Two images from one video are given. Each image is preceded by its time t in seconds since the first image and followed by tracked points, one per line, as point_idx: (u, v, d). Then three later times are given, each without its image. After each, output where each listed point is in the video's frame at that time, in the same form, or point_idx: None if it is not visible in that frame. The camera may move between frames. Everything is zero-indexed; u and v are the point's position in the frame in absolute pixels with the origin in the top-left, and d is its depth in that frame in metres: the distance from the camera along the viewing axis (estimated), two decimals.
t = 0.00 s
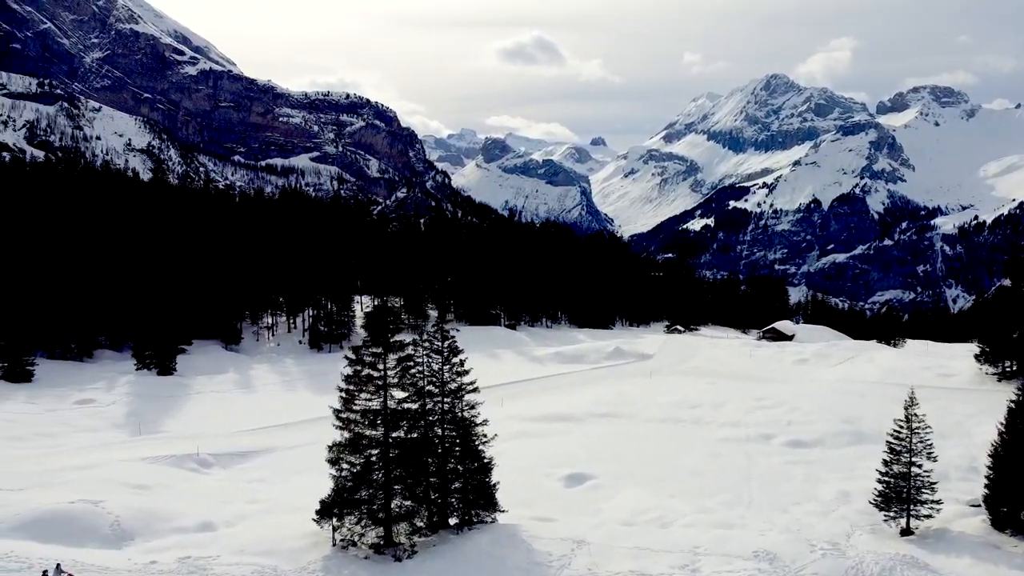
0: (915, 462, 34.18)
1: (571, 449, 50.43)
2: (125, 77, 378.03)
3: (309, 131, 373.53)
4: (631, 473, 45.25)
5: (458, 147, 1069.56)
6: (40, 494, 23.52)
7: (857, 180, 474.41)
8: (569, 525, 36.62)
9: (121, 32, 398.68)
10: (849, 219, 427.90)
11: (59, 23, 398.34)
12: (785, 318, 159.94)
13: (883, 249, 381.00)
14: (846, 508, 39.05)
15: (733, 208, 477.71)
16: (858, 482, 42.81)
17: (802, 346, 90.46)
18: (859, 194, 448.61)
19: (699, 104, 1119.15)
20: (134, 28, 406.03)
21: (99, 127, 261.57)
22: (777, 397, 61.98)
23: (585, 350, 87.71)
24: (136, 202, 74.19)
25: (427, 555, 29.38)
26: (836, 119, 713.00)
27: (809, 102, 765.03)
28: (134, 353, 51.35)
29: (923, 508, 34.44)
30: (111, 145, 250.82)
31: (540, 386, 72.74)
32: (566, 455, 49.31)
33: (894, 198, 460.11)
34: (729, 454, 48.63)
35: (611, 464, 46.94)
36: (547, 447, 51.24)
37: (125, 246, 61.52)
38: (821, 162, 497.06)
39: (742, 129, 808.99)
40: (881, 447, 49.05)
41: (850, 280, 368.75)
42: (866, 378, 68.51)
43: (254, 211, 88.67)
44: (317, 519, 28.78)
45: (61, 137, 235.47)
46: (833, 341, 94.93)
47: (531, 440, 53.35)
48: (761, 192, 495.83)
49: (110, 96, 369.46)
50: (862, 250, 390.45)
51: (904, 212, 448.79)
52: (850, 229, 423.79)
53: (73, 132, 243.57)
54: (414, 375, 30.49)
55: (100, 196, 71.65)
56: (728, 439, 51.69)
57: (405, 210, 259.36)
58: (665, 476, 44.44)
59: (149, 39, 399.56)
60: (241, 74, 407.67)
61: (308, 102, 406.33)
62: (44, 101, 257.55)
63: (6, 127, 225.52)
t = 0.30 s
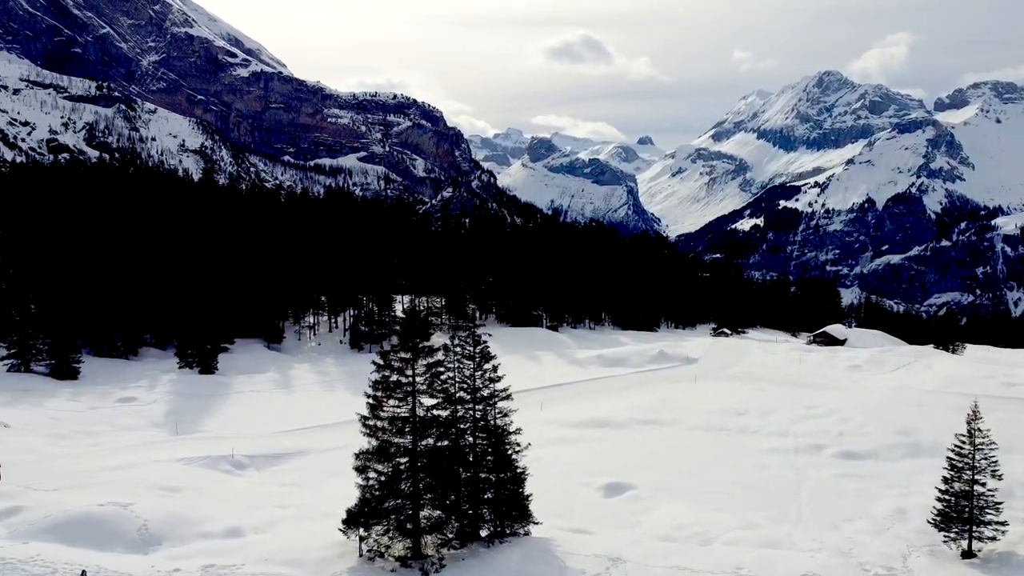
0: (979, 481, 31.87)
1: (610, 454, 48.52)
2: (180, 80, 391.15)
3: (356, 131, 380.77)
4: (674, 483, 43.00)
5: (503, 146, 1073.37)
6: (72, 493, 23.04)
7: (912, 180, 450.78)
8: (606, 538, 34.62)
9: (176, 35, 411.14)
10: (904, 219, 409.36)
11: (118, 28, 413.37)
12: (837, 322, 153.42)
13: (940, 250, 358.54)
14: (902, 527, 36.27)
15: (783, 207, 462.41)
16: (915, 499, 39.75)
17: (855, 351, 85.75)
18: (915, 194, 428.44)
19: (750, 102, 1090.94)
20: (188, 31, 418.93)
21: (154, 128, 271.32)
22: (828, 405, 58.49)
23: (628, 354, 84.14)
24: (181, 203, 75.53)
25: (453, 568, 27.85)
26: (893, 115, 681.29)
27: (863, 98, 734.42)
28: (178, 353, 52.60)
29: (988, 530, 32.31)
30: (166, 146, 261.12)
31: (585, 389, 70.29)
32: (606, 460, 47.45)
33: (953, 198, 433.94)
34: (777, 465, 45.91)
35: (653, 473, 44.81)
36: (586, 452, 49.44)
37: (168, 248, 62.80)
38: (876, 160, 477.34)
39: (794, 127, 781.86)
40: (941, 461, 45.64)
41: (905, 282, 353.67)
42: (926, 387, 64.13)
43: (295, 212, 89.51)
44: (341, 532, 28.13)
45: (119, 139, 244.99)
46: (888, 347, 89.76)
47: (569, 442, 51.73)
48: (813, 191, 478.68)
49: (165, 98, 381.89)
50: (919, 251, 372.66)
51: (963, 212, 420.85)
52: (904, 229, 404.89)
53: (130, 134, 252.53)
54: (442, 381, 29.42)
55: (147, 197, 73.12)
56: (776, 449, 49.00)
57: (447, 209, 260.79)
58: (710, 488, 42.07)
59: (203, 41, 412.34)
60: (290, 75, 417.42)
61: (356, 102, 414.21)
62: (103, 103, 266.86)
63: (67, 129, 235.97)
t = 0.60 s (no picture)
0: None
1: (652, 458, 45.45)
2: (232, 81, 403.20)
3: (403, 131, 385.76)
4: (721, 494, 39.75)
5: (547, 144, 1069.55)
6: (99, 496, 22.40)
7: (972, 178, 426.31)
8: (645, 552, 31.54)
9: (228, 38, 423.66)
10: (963, 219, 387.80)
11: (173, 31, 427.86)
12: (892, 326, 145.26)
13: (1001, 251, 350.73)
14: (962, 550, 33.02)
15: (834, 206, 444.10)
16: (977, 517, 36.24)
17: (911, 357, 80.49)
18: (973, 194, 404.97)
19: (801, 100, 1056.58)
20: (240, 34, 431.31)
21: (206, 129, 280.84)
22: (883, 414, 54.40)
23: (672, 358, 80.42)
24: (224, 202, 76.27)
25: None
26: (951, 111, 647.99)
27: (919, 95, 704.05)
28: (218, 351, 53.70)
29: None
30: (218, 146, 269.79)
31: (631, 391, 67.63)
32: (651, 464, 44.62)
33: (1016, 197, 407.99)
34: (831, 477, 42.27)
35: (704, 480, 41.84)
36: (631, 455, 46.56)
37: (209, 246, 63.27)
38: (933, 158, 454.65)
39: (846, 124, 752.59)
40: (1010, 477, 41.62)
41: (964, 285, 334.37)
42: (991, 396, 59.23)
43: (336, 211, 89.64)
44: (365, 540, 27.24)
45: (172, 140, 254.22)
46: (949, 354, 83.96)
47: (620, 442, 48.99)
48: (866, 189, 458.40)
49: (217, 100, 394.04)
50: (979, 252, 352.79)
51: None
52: (964, 229, 382.60)
53: (182, 135, 261.36)
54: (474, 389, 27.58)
55: (192, 197, 73.68)
56: (829, 458, 45.27)
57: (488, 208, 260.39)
58: (758, 501, 38.77)
59: (255, 44, 424.00)
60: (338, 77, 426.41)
61: (402, 103, 419.15)
62: (158, 105, 276.68)
63: (124, 131, 247.57)
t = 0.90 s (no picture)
0: None
1: (693, 466, 42.19)
2: (281, 83, 414.39)
3: (448, 131, 389.56)
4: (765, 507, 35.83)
5: (591, 143, 1061.79)
6: (132, 496, 21.39)
7: None
8: (689, 569, 28.67)
9: (278, 41, 435.49)
10: None
11: (226, 35, 441.61)
12: (949, 331, 136.34)
13: None
14: None
15: (889, 205, 424.61)
16: None
17: (974, 362, 74.80)
18: None
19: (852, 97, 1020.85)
20: (290, 36, 442.38)
21: (257, 130, 289.87)
22: (941, 422, 49.98)
23: (717, 362, 75.57)
24: (265, 203, 77.47)
25: None
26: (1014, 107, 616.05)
27: (979, 92, 673.45)
28: (259, 350, 54.59)
29: None
30: (267, 147, 277.80)
31: (680, 395, 64.14)
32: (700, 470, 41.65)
33: None
34: (883, 491, 37.63)
35: (757, 485, 38.50)
36: (670, 464, 43.26)
37: (247, 246, 64.13)
38: (994, 155, 430.99)
39: (900, 122, 723.11)
40: None
41: None
42: None
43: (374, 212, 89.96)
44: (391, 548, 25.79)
45: (224, 141, 262.94)
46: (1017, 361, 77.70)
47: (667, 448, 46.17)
48: (922, 188, 437.23)
49: (267, 101, 405.77)
50: None
51: None
52: None
53: (233, 137, 269.84)
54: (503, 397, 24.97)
55: (235, 199, 75.56)
56: (882, 473, 40.35)
57: (530, 209, 259.11)
58: (804, 516, 34.62)
59: (304, 46, 434.98)
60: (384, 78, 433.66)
61: (449, 104, 422.72)
62: (210, 107, 286.32)
63: (177, 133, 257.32)
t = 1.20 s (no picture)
0: None
1: (748, 476, 39.10)
2: (329, 85, 423.06)
3: (494, 131, 391.15)
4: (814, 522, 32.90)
5: (637, 142, 1048.52)
6: (161, 500, 20.78)
7: None
8: None
9: (326, 43, 444.42)
10: None
11: (276, 38, 453.58)
12: (1010, 336, 127.23)
13: None
14: None
15: (947, 204, 403.35)
16: None
17: None
18: None
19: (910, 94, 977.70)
20: (338, 38, 450.78)
21: (305, 131, 297.28)
22: (1005, 436, 45.62)
23: (763, 367, 71.57)
24: (304, 204, 77.99)
25: None
26: None
27: None
28: (298, 350, 55.21)
29: None
30: (315, 148, 284.03)
31: (729, 400, 60.25)
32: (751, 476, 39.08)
33: None
34: (939, 508, 34.29)
35: (812, 500, 35.51)
36: (716, 468, 40.52)
37: (281, 250, 64.90)
38: None
39: (959, 119, 691.19)
40: None
41: None
42: None
43: (413, 212, 89.58)
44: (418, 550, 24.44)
45: (273, 143, 270.32)
46: None
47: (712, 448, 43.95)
48: (982, 188, 414.32)
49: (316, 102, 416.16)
50: None
51: None
52: None
53: (282, 138, 277.67)
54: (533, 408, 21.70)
55: (273, 200, 76.25)
56: (937, 487, 37.04)
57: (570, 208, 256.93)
58: (852, 533, 31.82)
59: (351, 48, 442.77)
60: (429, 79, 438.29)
61: (494, 103, 424.17)
62: (261, 108, 295.28)
63: (228, 134, 266.10)
